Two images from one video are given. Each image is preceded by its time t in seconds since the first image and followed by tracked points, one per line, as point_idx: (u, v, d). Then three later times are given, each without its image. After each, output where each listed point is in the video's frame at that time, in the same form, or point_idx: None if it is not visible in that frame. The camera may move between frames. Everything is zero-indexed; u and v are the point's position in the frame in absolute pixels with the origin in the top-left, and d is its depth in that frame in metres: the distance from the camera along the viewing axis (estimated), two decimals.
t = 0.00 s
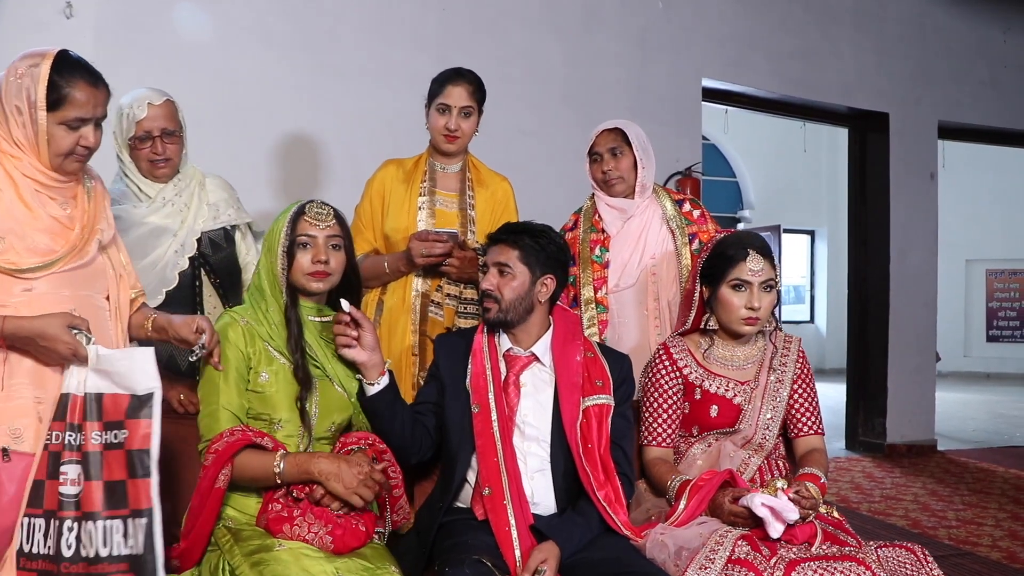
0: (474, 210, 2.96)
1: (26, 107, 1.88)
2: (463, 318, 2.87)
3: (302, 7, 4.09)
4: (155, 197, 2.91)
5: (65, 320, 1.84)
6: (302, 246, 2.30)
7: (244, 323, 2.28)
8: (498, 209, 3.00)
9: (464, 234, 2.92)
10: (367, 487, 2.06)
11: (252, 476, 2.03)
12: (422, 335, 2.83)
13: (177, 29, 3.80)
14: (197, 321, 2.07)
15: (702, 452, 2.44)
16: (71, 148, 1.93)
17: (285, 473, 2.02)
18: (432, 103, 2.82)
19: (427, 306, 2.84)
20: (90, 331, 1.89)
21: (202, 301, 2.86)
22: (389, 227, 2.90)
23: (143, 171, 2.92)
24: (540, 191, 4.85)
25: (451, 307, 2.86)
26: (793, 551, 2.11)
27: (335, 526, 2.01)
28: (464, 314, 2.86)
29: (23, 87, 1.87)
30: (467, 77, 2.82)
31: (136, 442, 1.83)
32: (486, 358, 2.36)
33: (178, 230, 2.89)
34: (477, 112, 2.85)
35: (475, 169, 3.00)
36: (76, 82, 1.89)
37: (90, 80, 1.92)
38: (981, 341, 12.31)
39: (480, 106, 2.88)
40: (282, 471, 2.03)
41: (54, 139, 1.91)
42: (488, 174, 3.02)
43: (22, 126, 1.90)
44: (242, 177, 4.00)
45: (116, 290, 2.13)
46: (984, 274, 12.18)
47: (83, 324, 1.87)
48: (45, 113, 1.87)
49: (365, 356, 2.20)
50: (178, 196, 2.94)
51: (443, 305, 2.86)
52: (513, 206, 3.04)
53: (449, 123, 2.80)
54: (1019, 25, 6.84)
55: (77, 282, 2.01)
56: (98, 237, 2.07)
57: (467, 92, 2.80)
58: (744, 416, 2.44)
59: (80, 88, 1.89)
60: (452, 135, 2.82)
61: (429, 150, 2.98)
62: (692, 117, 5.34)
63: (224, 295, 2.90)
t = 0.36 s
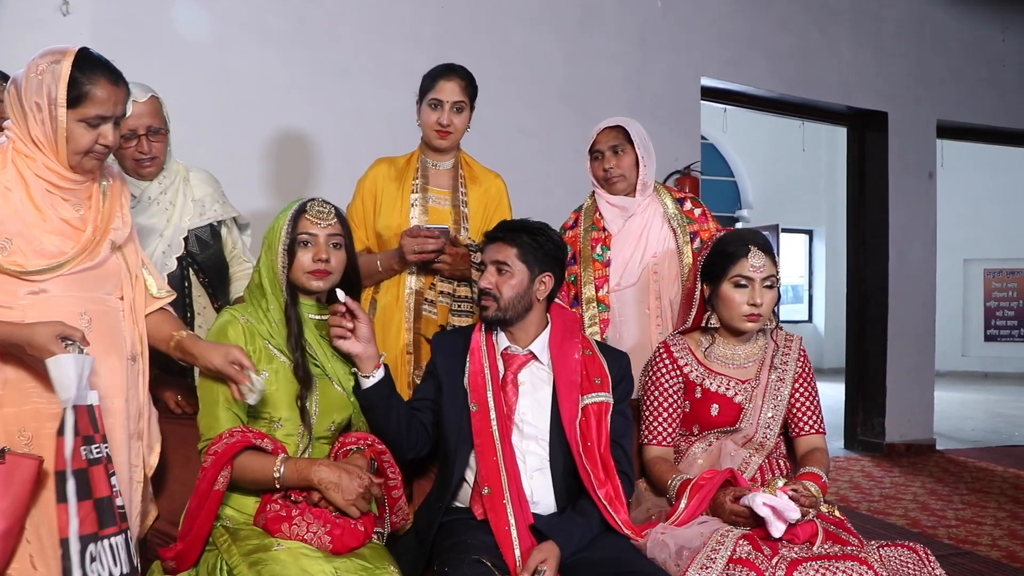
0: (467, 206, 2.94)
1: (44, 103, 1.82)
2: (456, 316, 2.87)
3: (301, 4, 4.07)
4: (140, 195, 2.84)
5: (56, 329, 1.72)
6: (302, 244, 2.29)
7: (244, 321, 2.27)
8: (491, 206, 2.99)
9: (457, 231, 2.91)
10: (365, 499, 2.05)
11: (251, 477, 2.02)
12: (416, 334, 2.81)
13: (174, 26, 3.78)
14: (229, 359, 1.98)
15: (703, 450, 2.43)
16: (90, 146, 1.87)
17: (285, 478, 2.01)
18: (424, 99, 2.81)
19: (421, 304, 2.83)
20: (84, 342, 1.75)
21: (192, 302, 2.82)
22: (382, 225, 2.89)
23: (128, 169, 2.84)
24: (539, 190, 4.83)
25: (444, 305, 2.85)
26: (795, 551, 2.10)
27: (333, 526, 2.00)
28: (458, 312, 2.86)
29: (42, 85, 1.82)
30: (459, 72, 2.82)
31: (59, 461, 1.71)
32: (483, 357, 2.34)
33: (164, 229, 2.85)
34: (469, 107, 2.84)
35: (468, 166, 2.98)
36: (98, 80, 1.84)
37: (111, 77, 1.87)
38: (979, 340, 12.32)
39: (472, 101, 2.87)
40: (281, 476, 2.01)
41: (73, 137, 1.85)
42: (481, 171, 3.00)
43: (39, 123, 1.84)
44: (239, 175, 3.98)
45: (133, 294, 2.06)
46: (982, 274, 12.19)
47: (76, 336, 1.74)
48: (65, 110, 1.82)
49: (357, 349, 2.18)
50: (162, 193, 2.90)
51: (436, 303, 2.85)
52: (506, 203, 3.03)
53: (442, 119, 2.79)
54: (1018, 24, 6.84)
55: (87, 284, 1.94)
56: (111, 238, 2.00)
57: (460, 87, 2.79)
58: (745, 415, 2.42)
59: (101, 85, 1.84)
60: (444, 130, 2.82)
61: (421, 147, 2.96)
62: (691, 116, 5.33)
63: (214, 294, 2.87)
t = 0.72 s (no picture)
0: (455, 203, 2.92)
1: (57, 104, 1.76)
2: (444, 313, 2.81)
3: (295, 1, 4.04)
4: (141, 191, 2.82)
5: (37, 352, 1.68)
6: (296, 241, 2.26)
7: (238, 319, 2.24)
8: (480, 203, 2.96)
9: (444, 228, 2.88)
10: (357, 499, 2.03)
11: (243, 476, 1.99)
12: (403, 332, 2.78)
13: (167, 23, 3.75)
14: (279, 413, 2.02)
15: (700, 449, 2.40)
16: (103, 152, 1.82)
17: (276, 478, 1.98)
18: (410, 94, 2.80)
19: (408, 302, 2.79)
20: (64, 367, 1.73)
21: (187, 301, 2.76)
22: (368, 223, 2.86)
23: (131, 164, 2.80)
24: (534, 188, 4.81)
25: (432, 303, 2.81)
26: (793, 550, 2.07)
27: (326, 526, 1.97)
28: (447, 309, 2.81)
29: (58, 84, 1.76)
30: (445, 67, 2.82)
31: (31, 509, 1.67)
32: (478, 354, 2.31)
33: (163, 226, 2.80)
34: (456, 102, 2.84)
35: (456, 163, 2.96)
36: (117, 84, 1.79)
37: (131, 81, 1.82)
38: (975, 339, 12.34)
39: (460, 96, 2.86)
40: (272, 476, 1.98)
41: (86, 141, 1.79)
42: (469, 168, 2.98)
43: (50, 124, 1.78)
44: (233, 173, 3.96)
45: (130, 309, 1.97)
46: (978, 273, 12.21)
47: (56, 360, 1.71)
48: (80, 113, 1.76)
49: (352, 347, 2.16)
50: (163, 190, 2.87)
51: (424, 300, 2.81)
52: (494, 200, 3.00)
53: (427, 113, 2.78)
54: (1014, 23, 6.84)
55: (78, 296, 1.86)
56: (111, 249, 1.91)
57: (446, 81, 2.78)
58: (742, 413, 2.41)
59: (121, 90, 1.79)
60: (431, 125, 2.80)
61: (408, 145, 2.94)
62: (687, 114, 5.31)
63: (211, 294, 2.84)
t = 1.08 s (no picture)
0: (442, 202, 2.91)
1: (71, 120, 1.75)
2: (432, 312, 2.80)
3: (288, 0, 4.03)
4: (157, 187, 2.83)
5: (20, 366, 1.66)
6: (288, 241, 2.25)
7: (230, 318, 2.23)
8: (467, 202, 2.95)
9: (431, 227, 2.86)
10: (348, 499, 2.02)
11: (235, 476, 1.99)
12: (390, 331, 2.77)
13: (160, 22, 3.74)
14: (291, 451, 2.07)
15: (693, 448, 2.40)
16: (116, 171, 1.81)
17: (268, 478, 1.97)
18: (396, 92, 2.79)
19: (396, 302, 2.78)
20: (46, 383, 1.70)
21: (195, 297, 2.75)
22: (355, 223, 2.85)
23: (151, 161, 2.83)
24: (527, 187, 4.80)
25: (420, 302, 2.79)
26: (785, 550, 2.07)
27: (317, 526, 1.95)
28: (435, 308, 2.80)
29: (74, 98, 1.75)
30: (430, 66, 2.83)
31: None
32: (470, 354, 2.30)
33: (176, 224, 2.80)
34: (442, 101, 2.83)
35: (443, 163, 2.95)
36: (136, 102, 1.78)
37: (149, 99, 1.81)
38: (969, 340, 12.38)
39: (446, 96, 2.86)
40: (264, 476, 1.97)
41: (100, 159, 1.79)
42: (456, 167, 2.97)
43: (61, 139, 1.77)
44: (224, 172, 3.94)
45: (118, 334, 1.92)
46: (972, 273, 12.24)
47: (38, 376, 1.69)
48: (95, 130, 1.75)
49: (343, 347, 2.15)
50: (178, 189, 2.88)
51: (411, 300, 2.79)
52: (481, 200, 3.00)
53: (413, 111, 2.77)
54: (1008, 23, 6.85)
55: (64, 316, 1.83)
56: (105, 273, 1.86)
57: (432, 79, 2.78)
58: (736, 412, 2.40)
59: (139, 108, 1.78)
60: (417, 123, 2.79)
61: (395, 145, 2.93)
62: (681, 114, 5.31)
63: (219, 293, 2.83)
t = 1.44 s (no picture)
0: (434, 203, 2.91)
1: (86, 126, 1.74)
2: (426, 312, 2.81)
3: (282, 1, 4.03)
4: (172, 186, 2.85)
5: (30, 372, 1.67)
6: (282, 242, 2.25)
7: (224, 319, 2.23)
8: (460, 203, 2.95)
9: (424, 228, 2.87)
10: (341, 500, 2.01)
11: (228, 477, 1.97)
12: (384, 332, 2.77)
13: (154, 23, 3.73)
14: (288, 458, 2.06)
15: (687, 449, 2.41)
16: (128, 178, 1.81)
17: (260, 479, 1.96)
18: (388, 95, 2.80)
19: (390, 302, 2.78)
20: (56, 389, 1.70)
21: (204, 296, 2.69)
22: (347, 224, 2.85)
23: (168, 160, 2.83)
24: (522, 188, 4.80)
25: (413, 302, 2.79)
26: (779, 550, 2.07)
27: (311, 527, 1.95)
28: (428, 308, 2.81)
29: (89, 104, 1.74)
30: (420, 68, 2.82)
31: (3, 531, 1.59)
32: (464, 355, 2.30)
33: (187, 223, 2.84)
34: (434, 103, 2.83)
35: (435, 164, 2.96)
36: (151, 109, 1.79)
37: (161, 108, 1.82)
38: (963, 340, 12.44)
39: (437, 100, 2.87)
40: (257, 477, 1.96)
41: (112, 165, 1.78)
42: (449, 169, 2.98)
43: (74, 145, 1.76)
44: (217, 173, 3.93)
45: (118, 342, 1.92)
46: (967, 274, 12.29)
47: (48, 382, 1.68)
48: (110, 137, 1.75)
49: (337, 348, 2.15)
50: (192, 189, 2.90)
51: (405, 299, 2.80)
52: (474, 201, 3.01)
53: (404, 113, 2.77)
54: (1001, 25, 6.87)
55: (67, 322, 1.83)
56: (110, 279, 1.87)
57: (422, 81, 2.78)
58: (729, 413, 2.40)
59: (153, 115, 1.79)
60: (408, 124, 2.79)
61: (387, 147, 2.93)
62: (676, 115, 5.31)
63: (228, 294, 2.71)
